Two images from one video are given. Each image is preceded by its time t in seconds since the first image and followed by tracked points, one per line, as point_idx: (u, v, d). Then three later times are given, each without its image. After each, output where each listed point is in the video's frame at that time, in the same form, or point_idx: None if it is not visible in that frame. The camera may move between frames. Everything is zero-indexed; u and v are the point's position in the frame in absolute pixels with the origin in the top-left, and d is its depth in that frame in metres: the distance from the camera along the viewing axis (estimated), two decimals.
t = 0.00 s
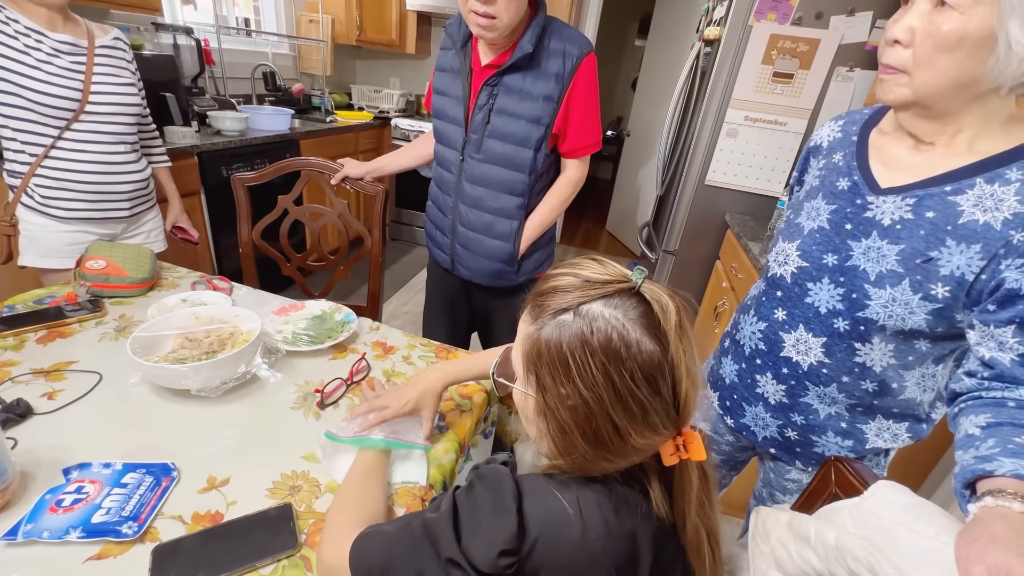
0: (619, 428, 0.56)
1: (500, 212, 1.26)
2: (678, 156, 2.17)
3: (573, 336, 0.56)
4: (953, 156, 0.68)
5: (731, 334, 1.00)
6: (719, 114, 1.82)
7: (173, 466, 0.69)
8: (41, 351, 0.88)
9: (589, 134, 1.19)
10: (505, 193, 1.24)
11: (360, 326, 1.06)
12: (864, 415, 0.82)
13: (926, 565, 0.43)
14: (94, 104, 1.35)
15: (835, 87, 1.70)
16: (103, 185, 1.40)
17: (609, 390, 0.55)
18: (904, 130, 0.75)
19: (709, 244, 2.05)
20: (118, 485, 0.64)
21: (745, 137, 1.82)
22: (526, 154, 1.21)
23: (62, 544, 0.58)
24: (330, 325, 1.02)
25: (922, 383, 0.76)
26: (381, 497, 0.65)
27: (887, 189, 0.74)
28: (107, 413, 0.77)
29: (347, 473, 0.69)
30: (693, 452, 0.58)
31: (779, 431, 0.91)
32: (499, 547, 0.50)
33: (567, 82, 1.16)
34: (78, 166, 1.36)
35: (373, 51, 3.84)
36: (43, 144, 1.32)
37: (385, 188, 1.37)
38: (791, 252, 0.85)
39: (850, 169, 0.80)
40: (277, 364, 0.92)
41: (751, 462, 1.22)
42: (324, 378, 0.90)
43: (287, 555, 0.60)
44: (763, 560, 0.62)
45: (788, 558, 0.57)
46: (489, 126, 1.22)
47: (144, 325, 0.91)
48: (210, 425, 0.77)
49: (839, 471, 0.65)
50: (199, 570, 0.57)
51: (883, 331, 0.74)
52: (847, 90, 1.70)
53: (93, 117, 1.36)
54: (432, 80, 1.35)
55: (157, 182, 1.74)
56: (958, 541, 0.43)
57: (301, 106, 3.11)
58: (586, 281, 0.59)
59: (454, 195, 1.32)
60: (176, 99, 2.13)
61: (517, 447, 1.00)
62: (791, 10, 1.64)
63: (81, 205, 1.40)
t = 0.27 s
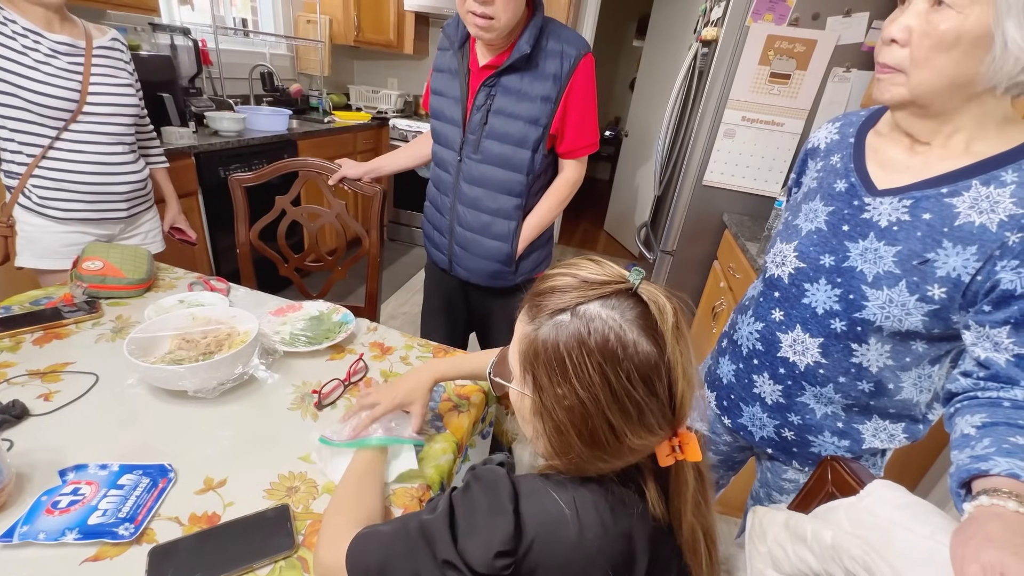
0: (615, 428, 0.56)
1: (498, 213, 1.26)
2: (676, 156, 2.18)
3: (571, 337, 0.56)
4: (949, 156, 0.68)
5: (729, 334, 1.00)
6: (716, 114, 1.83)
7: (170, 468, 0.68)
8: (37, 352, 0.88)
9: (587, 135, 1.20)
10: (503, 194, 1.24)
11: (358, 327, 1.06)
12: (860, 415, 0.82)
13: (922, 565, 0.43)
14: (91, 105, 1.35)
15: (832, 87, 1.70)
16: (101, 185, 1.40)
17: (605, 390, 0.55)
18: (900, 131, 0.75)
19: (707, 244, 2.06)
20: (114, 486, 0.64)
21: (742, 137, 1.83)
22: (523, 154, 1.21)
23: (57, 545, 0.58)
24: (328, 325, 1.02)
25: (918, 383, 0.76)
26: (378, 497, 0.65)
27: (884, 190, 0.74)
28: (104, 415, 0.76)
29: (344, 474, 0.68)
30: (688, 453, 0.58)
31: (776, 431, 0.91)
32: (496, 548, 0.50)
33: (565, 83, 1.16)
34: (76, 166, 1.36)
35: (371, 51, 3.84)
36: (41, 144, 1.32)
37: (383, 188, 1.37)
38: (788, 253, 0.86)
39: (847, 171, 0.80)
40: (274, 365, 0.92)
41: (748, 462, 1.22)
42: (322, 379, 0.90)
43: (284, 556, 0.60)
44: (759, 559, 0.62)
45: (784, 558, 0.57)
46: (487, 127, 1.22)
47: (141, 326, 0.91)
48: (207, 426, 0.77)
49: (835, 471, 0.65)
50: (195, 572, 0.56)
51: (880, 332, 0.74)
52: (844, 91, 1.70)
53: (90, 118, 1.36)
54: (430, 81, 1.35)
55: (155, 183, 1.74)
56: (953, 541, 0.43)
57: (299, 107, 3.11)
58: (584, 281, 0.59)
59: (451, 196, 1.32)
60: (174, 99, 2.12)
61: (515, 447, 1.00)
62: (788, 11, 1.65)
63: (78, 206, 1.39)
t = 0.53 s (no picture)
0: (612, 440, 0.56)
1: (496, 213, 1.26)
2: (674, 157, 2.18)
3: (582, 343, 0.55)
4: (945, 157, 0.68)
5: (727, 335, 1.00)
6: (714, 114, 1.83)
7: (167, 469, 0.68)
8: (34, 353, 0.88)
9: (585, 135, 1.20)
10: (501, 194, 1.24)
11: (355, 328, 1.06)
12: (858, 415, 0.82)
13: (918, 563, 0.44)
14: (89, 105, 1.35)
15: (829, 87, 1.71)
16: (99, 186, 1.40)
17: (608, 402, 0.54)
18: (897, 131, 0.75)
19: (705, 244, 2.06)
20: (111, 488, 0.64)
21: (740, 138, 1.83)
22: (521, 155, 1.21)
23: (54, 547, 0.57)
24: (326, 326, 1.02)
25: (915, 384, 0.76)
26: (376, 498, 0.65)
27: (880, 191, 0.74)
28: (101, 416, 0.76)
29: (341, 474, 0.68)
30: (680, 471, 0.57)
31: (773, 431, 0.91)
32: (493, 552, 0.50)
33: (562, 84, 1.16)
34: (73, 167, 1.36)
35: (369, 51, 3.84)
36: (39, 145, 1.31)
37: (381, 189, 1.37)
38: (786, 254, 0.86)
39: (844, 172, 0.80)
40: (272, 366, 0.92)
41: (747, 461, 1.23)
42: (319, 380, 0.90)
43: (281, 557, 0.59)
44: (756, 559, 0.62)
45: (782, 558, 0.58)
46: (485, 127, 1.22)
47: (138, 327, 0.91)
48: (205, 427, 0.76)
49: (832, 470, 0.65)
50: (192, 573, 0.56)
51: (877, 332, 0.75)
52: (840, 91, 1.71)
53: (88, 119, 1.35)
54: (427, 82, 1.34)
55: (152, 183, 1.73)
56: (948, 539, 0.43)
57: (297, 107, 3.11)
58: (604, 288, 0.58)
59: (450, 197, 1.32)
60: (171, 100, 2.12)
61: (514, 448, 1.00)
62: (785, 12, 1.65)
63: (76, 206, 1.39)
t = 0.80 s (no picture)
0: (620, 450, 0.56)
1: (494, 213, 1.26)
2: (672, 157, 2.18)
3: (600, 351, 0.55)
4: (941, 158, 0.69)
5: (725, 334, 1.00)
6: (712, 115, 1.83)
7: (164, 470, 0.68)
8: (31, 355, 0.88)
9: (583, 135, 1.20)
10: (499, 195, 1.25)
11: (353, 328, 1.06)
12: (855, 414, 0.82)
13: (914, 561, 0.44)
14: (87, 106, 1.34)
15: (826, 88, 1.71)
16: (97, 187, 1.39)
17: (621, 413, 0.54)
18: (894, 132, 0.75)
19: (703, 244, 2.06)
20: (108, 489, 0.64)
21: (737, 138, 1.83)
22: (520, 155, 1.21)
23: (51, 549, 0.57)
24: (324, 327, 1.02)
25: (912, 383, 0.76)
26: (374, 499, 0.65)
27: (876, 191, 0.74)
28: (98, 417, 0.76)
29: (339, 475, 0.68)
30: (683, 484, 0.57)
31: (771, 431, 0.91)
32: (490, 557, 0.50)
33: (560, 84, 1.16)
34: (71, 168, 1.35)
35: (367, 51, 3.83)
36: (37, 146, 1.31)
37: (379, 190, 1.37)
38: (783, 253, 0.86)
39: (840, 172, 0.80)
40: (270, 367, 0.91)
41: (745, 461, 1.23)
42: (318, 380, 0.90)
43: (280, 558, 0.59)
44: (754, 559, 0.62)
45: (779, 557, 0.58)
46: (484, 127, 1.22)
47: (135, 327, 0.91)
48: (203, 428, 0.76)
49: (829, 469, 0.65)
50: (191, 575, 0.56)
51: (873, 332, 0.75)
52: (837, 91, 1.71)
53: (86, 120, 1.35)
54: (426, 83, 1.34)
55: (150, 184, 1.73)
56: (944, 538, 0.43)
57: (295, 108, 3.11)
58: (625, 298, 0.58)
59: (448, 197, 1.32)
60: (169, 100, 2.12)
61: (513, 449, 1.00)
62: (782, 12, 1.66)
63: (74, 207, 1.39)
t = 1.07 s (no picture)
0: (624, 445, 0.56)
1: (492, 213, 1.26)
2: (669, 157, 2.18)
3: (588, 348, 0.55)
4: (936, 158, 0.69)
5: (722, 334, 1.01)
6: (709, 115, 1.84)
7: (161, 471, 0.68)
8: (27, 356, 0.87)
9: (580, 136, 1.20)
10: (497, 195, 1.25)
11: (351, 329, 1.06)
12: (851, 413, 0.83)
13: (908, 560, 0.44)
14: (85, 106, 1.34)
15: (823, 89, 1.72)
16: (94, 187, 1.39)
17: (618, 408, 0.55)
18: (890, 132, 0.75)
19: (701, 245, 2.07)
20: (105, 490, 0.64)
21: (735, 138, 1.84)
22: (517, 155, 1.21)
23: (47, 550, 0.57)
24: (322, 327, 1.02)
25: (907, 382, 0.77)
26: (371, 499, 0.65)
27: (872, 191, 0.74)
28: (95, 418, 0.76)
29: (336, 476, 0.68)
30: (691, 472, 0.58)
31: (768, 430, 0.91)
32: (486, 567, 0.50)
33: (557, 85, 1.16)
34: (68, 168, 1.35)
35: (365, 52, 3.83)
36: (34, 146, 1.31)
37: (377, 190, 1.37)
38: (780, 253, 0.86)
39: (836, 172, 0.80)
40: (267, 367, 0.91)
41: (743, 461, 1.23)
42: (315, 381, 0.89)
43: (277, 558, 0.60)
44: (751, 557, 0.62)
45: (775, 556, 0.58)
46: (481, 128, 1.22)
47: (132, 328, 0.91)
48: (200, 429, 0.76)
49: (825, 468, 0.65)
50: None
51: (868, 331, 0.75)
52: (834, 92, 1.72)
53: (84, 120, 1.35)
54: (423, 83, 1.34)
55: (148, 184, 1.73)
56: (938, 536, 0.43)
57: (292, 108, 3.10)
58: (605, 291, 0.59)
59: (446, 197, 1.32)
60: (166, 101, 2.12)
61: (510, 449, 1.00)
62: (779, 13, 1.66)
63: (71, 208, 1.38)
